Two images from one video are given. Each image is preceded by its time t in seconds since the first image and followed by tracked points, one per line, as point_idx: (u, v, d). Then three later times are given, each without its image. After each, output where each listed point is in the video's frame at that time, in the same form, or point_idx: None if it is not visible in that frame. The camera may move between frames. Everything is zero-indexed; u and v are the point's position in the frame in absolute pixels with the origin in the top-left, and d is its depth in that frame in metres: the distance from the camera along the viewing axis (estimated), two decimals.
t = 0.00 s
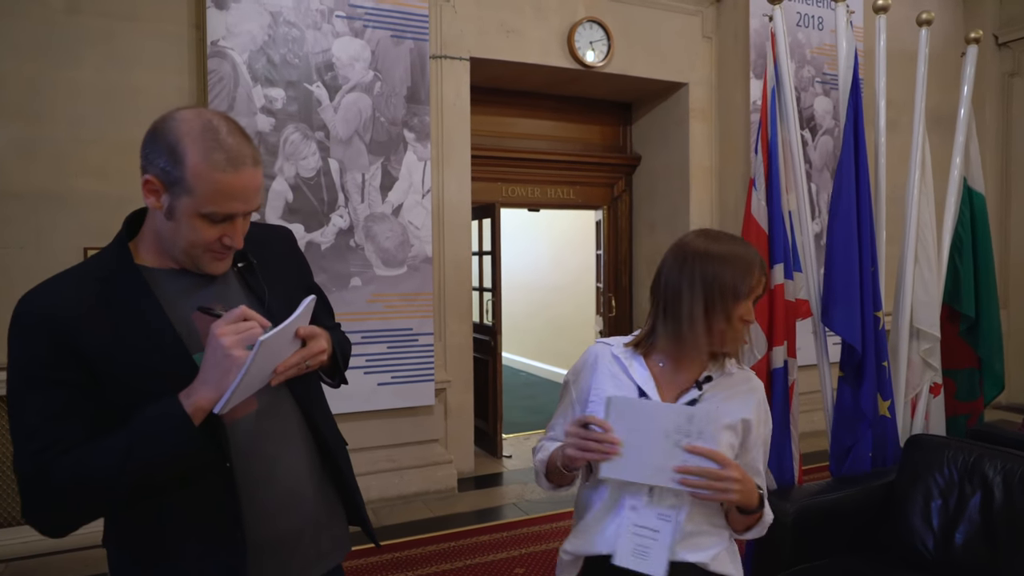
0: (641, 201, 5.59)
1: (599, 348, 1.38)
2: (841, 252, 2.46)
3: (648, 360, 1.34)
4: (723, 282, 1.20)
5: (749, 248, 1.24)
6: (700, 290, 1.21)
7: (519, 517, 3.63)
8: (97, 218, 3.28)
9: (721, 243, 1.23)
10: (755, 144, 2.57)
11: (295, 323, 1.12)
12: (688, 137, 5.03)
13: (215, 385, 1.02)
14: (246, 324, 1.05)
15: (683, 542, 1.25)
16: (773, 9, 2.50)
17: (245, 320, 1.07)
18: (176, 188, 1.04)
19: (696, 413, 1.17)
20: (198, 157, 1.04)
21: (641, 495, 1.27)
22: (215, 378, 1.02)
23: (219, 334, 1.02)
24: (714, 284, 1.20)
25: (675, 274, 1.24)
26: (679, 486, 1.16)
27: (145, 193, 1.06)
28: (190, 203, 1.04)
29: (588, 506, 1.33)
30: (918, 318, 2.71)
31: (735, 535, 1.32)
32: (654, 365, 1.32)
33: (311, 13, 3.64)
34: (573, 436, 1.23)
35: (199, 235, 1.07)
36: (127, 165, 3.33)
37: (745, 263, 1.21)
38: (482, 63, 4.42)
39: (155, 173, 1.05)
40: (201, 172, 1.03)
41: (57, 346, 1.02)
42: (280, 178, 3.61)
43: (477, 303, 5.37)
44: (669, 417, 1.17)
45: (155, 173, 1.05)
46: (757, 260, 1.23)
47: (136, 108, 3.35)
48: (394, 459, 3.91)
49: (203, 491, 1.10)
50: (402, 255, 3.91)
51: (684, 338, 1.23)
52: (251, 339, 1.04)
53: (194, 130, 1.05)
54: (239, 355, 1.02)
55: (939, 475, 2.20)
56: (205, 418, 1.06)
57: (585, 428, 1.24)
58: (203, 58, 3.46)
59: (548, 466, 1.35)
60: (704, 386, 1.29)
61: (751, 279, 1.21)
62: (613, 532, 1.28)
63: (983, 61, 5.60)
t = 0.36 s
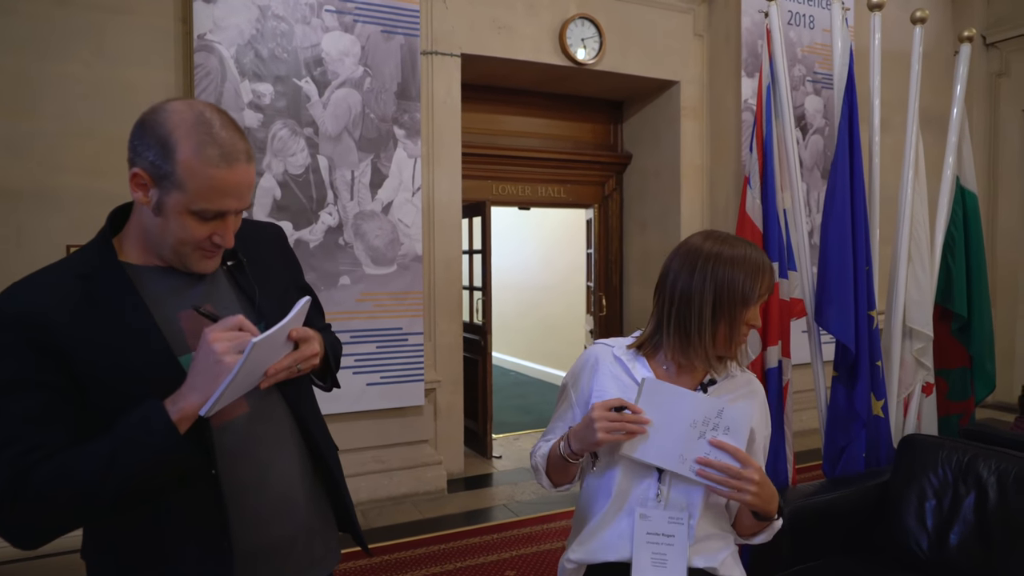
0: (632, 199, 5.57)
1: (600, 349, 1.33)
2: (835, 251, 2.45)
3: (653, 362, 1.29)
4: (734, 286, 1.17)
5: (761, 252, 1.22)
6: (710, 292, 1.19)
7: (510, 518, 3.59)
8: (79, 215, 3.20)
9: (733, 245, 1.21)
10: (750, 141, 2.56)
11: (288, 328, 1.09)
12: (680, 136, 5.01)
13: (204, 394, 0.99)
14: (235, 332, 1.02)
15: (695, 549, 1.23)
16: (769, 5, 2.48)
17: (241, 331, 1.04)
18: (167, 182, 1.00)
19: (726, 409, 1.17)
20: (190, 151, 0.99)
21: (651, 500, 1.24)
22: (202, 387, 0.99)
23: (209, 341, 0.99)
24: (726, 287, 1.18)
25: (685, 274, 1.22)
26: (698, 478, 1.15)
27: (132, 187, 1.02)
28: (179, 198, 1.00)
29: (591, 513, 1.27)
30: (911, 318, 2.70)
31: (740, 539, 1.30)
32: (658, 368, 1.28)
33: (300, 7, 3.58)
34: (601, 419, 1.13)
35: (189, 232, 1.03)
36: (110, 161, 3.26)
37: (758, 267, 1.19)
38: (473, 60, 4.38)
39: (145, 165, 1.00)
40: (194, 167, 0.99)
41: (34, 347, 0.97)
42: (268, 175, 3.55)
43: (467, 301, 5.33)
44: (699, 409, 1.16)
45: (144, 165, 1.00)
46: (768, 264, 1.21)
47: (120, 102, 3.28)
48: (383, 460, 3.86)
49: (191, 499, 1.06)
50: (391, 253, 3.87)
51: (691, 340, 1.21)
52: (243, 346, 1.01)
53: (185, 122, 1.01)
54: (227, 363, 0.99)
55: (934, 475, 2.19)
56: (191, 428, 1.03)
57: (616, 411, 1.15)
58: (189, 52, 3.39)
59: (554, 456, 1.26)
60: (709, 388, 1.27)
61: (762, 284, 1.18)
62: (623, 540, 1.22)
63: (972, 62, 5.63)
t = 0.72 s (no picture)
0: (628, 202, 5.56)
1: (607, 350, 1.31)
2: (834, 253, 2.44)
3: (660, 365, 1.27)
4: (741, 286, 1.15)
5: (769, 253, 1.19)
6: (716, 293, 1.17)
7: (506, 523, 3.57)
8: (70, 217, 3.16)
9: (740, 246, 1.19)
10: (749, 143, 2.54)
11: (285, 344, 1.05)
12: (675, 139, 5.01)
13: (186, 403, 0.95)
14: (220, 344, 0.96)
15: (703, 554, 1.20)
16: (767, 7, 2.47)
17: (218, 335, 0.98)
18: (163, 178, 0.97)
19: (732, 409, 1.13)
20: (184, 146, 0.97)
21: (658, 504, 1.21)
22: (183, 398, 0.95)
23: (189, 353, 0.94)
24: (732, 288, 1.15)
25: (691, 275, 1.20)
26: (703, 479, 1.12)
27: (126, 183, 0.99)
28: (173, 195, 0.97)
29: (597, 517, 1.25)
30: (909, 321, 2.69)
31: (751, 545, 1.27)
32: (666, 370, 1.26)
33: (295, 8, 3.56)
34: (608, 418, 1.12)
35: (184, 231, 1.00)
36: (102, 162, 3.22)
37: (766, 268, 1.16)
38: (469, 62, 4.36)
39: (139, 160, 0.98)
40: (189, 162, 0.97)
41: (18, 354, 0.94)
42: (262, 177, 3.52)
43: (462, 304, 5.31)
44: (703, 410, 1.13)
45: (139, 161, 0.98)
46: (777, 265, 1.18)
47: (112, 103, 3.24)
48: (378, 464, 3.83)
49: (188, 507, 1.04)
50: (387, 256, 3.84)
51: (698, 342, 1.19)
52: (224, 358, 0.95)
53: (182, 117, 0.99)
54: (209, 378, 0.94)
55: (934, 479, 2.18)
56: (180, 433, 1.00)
57: (623, 409, 1.14)
58: (182, 53, 3.36)
59: (557, 457, 1.24)
60: (718, 391, 1.25)
61: (770, 285, 1.16)
62: (629, 545, 1.20)
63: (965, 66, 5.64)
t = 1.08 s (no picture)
0: (630, 200, 5.56)
1: (618, 347, 1.30)
2: (839, 250, 2.43)
3: (673, 362, 1.26)
4: (754, 281, 1.15)
5: (781, 248, 1.19)
6: (729, 288, 1.17)
7: (510, 520, 3.57)
8: (74, 215, 3.16)
9: (751, 241, 1.19)
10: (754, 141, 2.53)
11: (296, 342, 1.06)
12: (678, 137, 5.00)
13: (198, 402, 0.95)
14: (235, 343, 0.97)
15: (720, 550, 1.20)
16: (772, 4, 2.46)
17: (240, 339, 0.99)
18: (175, 174, 0.97)
19: (748, 405, 1.13)
20: (196, 143, 0.97)
21: (673, 500, 1.21)
22: (195, 395, 0.95)
23: (204, 352, 0.95)
24: (745, 283, 1.15)
25: (703, 271, 1.20)
26: (720, 476, 1.12)
27: (137, 179, 0.99)
28: (184, 191, 0.97)
29: (610, 515, 1.25)
30: (915, 318, 2.69)
31: (766, 541, 1.27)
32: (679, 366, 1.25)
33: (298, 6, 3.55)
34: (622, 415, 1.12)
35: (195, 227, 1.00)
36: (105, 161, 3.22)
37: (778, 263, 1.16)
38: (472, 60, 4.35)
39: (151, 157, 0.98)
40: (200, 159, 0.97)
41: (24, 352, 0.94)
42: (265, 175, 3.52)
43: (465, 302, 5.31)
44: (719, 407, 1.13)
45: (150, 157, 0.98)
46: (790, 259, 1.18)
47: (116, 102, 3.24)
48: (382, 462, 3.83)
49: (195, 506, 1.03)
50: (390, 254, 3.84)
51: (711, 337, 1.19)
52: (240, 357, 0.97)
53: (193, 113, 0.98)
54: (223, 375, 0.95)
55: (940, 477, 2.17)
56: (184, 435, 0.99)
57: (638, 408, 1.13)
58: (185, 52, 3.36)
59: (571, 455, 1.24)
60: (731, 387, 1.24)
61: (783, 279, 1.16)
62: (645, 542, 1.20)
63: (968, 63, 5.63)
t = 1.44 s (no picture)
0: (629, 204, 5.58)
1: (615, 351, 1.32)
2: (836, 253, 2.45)
3: (668, 365, 1.28)
4: (746, 285, 1.17)
5: (773, 250, 1.21)
6: (721, 291, 1.18)
7: (511, 524, 3.58)
8: (75, 222, 3.18)
9: (744, 243, 1.20)
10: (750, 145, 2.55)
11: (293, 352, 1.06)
12: (676, 140, 5.03)
13: (191, 410, 0.96)
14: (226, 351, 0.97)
15: (715, 551, 1.22)
16: (768, 9, 2.49)
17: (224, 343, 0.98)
18: (180, 183, 0.99)
19: (742, 408, 1.15)
20: (201, 153, 0.99)
21: (669, 503, 1.23)
22: (187, 403, 0.95)
23: (195, 361, 0.94)
24: (737, 286, 1.17)
25: (695, 274, 1.22)
26: (715, 478, 1.14)
27: (145, 188, 1.01)
28: (189, 199, 0.99)
29: (607, 518, 1.26)
30: (912, 320, 2.71)
31: (761, 542, 1.29)
32: (674, 370, 1.27)
33: (297, 13, 3.58)
34: (619, 420, 1.13)
35: (200, 235, 1.01)
36: (107, 168, 3.24)
37: (770, 265, 1.18)
38: (471, 65, 4.38)
39: (157, 165, 1.00)
40: (204, 168, 0.99)
41: (33, 358, 0.96)
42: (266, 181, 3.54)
43: (465, 306, 5.32)
44: (713, 410, 1.15)
45: (156, 166, 1.00)
46: (782, 262, 1.20)
47: (117, 108, 3.26)
48: (382, 466, 3.85)
49: (196, 509, 1.05)
50: (390, 258, 3.86)
51: (705, 341, 1.21)
52: (228, 366, 0.96)
53: (199, 123, 1.01)
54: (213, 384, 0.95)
55: (937, 478, 2.19)
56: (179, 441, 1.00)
57: (634, 411, 1.15)
58: (186, 58, 3.38)
59: (569, 458, 1.25)
60: (726, 390, 1.26)
61: (775, 283, 1.17)
62: (640, 544, 1.22)
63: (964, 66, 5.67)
